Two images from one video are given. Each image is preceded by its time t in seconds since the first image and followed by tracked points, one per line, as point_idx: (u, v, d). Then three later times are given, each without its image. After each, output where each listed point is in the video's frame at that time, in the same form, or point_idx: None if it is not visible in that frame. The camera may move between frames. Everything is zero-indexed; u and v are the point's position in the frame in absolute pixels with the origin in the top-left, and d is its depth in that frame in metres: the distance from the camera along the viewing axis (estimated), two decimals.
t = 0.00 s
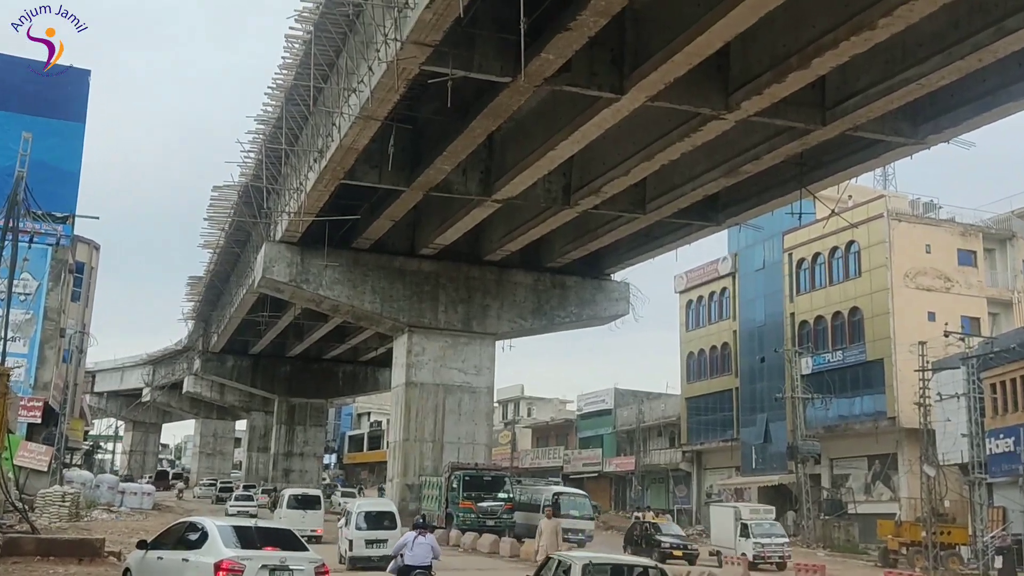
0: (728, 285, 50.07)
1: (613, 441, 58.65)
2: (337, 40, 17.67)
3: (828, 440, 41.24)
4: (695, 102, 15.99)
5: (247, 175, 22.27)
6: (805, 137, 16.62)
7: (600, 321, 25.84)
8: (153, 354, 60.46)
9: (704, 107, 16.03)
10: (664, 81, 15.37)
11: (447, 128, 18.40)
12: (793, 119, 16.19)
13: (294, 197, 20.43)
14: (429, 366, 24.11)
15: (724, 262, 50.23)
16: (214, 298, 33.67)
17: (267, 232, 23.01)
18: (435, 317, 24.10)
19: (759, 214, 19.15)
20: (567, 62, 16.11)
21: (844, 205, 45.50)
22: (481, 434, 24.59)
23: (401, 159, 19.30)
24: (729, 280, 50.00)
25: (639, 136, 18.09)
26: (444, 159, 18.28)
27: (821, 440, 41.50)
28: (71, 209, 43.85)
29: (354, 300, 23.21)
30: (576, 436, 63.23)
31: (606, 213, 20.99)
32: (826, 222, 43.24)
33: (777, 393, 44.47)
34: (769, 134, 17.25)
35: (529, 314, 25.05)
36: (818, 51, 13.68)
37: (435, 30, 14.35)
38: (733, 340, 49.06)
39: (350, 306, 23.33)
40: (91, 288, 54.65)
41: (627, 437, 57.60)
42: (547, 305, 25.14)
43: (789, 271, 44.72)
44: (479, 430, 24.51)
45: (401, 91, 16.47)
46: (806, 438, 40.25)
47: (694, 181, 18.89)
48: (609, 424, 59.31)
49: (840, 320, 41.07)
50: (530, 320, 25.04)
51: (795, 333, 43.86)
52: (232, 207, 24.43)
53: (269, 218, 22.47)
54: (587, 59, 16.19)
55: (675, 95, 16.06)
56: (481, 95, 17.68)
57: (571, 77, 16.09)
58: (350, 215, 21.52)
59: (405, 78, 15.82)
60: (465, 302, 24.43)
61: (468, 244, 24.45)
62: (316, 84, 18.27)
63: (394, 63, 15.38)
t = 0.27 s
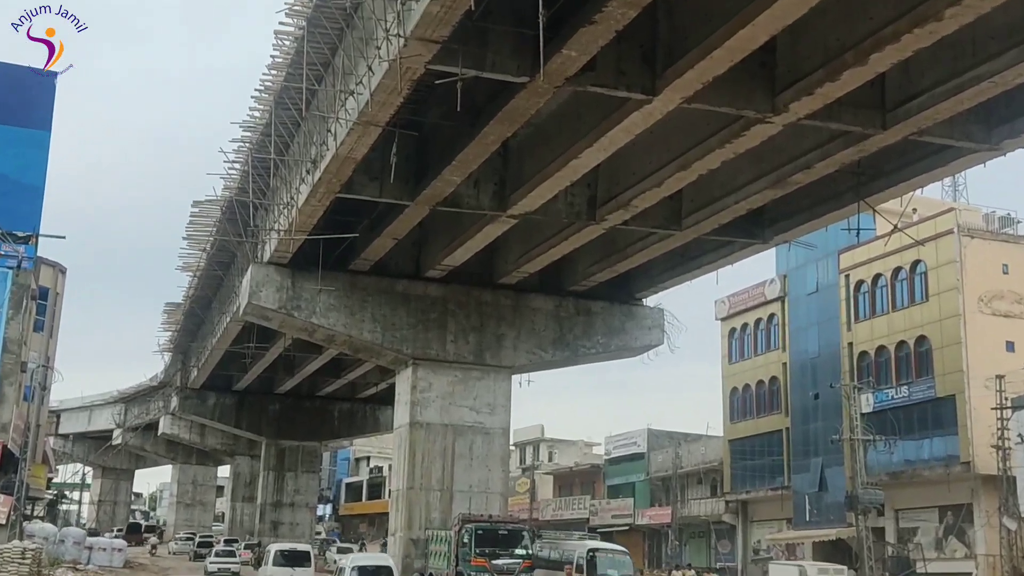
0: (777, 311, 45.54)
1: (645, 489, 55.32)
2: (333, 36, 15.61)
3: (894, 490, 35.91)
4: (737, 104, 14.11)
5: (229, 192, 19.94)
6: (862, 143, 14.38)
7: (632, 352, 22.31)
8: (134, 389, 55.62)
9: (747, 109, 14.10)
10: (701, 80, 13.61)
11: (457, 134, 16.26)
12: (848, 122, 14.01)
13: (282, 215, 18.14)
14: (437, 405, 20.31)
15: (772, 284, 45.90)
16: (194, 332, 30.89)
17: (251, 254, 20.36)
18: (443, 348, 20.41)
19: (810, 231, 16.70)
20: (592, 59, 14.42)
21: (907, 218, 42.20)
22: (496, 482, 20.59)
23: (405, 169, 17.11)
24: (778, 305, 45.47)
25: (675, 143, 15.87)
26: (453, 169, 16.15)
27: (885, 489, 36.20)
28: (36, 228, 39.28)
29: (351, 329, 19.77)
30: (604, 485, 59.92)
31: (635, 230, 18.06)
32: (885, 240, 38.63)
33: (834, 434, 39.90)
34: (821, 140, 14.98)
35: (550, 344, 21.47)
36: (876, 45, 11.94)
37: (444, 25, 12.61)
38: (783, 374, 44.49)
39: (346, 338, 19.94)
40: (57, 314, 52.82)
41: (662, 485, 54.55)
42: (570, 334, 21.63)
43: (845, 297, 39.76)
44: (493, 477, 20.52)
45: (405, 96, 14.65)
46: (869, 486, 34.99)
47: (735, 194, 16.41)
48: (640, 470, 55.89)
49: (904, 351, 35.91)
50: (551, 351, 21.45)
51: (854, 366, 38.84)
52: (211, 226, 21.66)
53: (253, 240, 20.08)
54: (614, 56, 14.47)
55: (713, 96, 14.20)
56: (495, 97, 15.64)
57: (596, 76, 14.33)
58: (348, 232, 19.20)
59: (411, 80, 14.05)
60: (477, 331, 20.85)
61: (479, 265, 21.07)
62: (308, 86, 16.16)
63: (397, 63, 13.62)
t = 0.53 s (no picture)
0: (852, 343, 45.31)
1: (702, 547, 53.48)
2: (345, 35, 13.82)
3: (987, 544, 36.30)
4: (804, 108, 12.32)
5: (230, 212, 18.05)
6: (946, 151, 12.35)
7: (689, 390, 18.68)
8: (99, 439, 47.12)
9: (815, 113, 12.33)
10: (762, 83, 11.96)
11: (485, 144, 14.39)
12: (930, 126, 12.05)
13: (289, 237, 16.24)
14: (464, 451, 16.79)
15: (846, 311, 45.67)
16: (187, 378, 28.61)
17: (252, 280, 18.35)
18: (471, 386, 17.14)
19: (889, 250, 14.62)
20: (637, 59, 12.64)
21: (1000, 236, 40.76)
22: (533, 541, 16.78)
23: (428, 184, 15.20)
24: (853, 335, 45.32)
25: (733, 152, 13.95)
26: (482, 183, 14.26)
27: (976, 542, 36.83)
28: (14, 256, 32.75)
29: (367, 364, 16.92)
30: (655, 541, 57.77)
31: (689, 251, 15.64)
32: (977, 264, 37.07)
33: (921, 483, 40.30)
34: (900, 146, 12.91)
35: (592, 381, 17.99)
36: (962, 39, 10.37)
37: (469, 22, 10.99)
38: (861, 413, 44.30)
39: (361, 376, 17.04)
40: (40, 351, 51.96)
41: (721, 542, 52.83)
42: (617, 369, 18.12)
43: (931, 327, 40.32)
44: (529, 534, 16.74)
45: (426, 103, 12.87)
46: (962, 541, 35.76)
47: (800, 209, 14.26)
48: (696, 526, 54.23)
49: (997, 390, 36.43)
50: (594, 389, 17.92)
51: (943, 406, 39.49)
52: (209, 249, 19.68)
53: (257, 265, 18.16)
54: (663, 55, 12.74)
55: (773, 100, 12.46)
56: (528, 102, 13.76)
57: (642, 78, 12.59)
58: (362, 257, 17.19)
59: (434, 84, 12.26)
60: (509, 366, 17.52)
61: (510, 291, 18.07)
62: (318, 92, 14.37)
63: (418, 66, 11.89)
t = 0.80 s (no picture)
0: (944, 368, 43.91)
1: None
2: (359, 22, 12.05)
3: None
4: (886, 100, 10.53)
5: (228, 224, 16.30)
6: None
7: (752, 426, 16.69)
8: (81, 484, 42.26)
9: (899, 106, 10.50)
10: (838, 71, 10.11)
11: (519, 147, 12.60)
12: None
13: (295, 253, 14.49)
14: (496, 497, 14.93)
15: (935, 334, 44.20)
16: (178, 415, 26.72)
17: (253, 302, 16.53)
18: (503, 423, 15.32)
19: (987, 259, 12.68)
20: (691, 45, 10.79)
21: None
22: None
23: (453, 191, 13.41)
24: (945, 359, 43.89)
25: (803, 151, 12.08)
26: (514, 190, 12.44)
27: None
28: None
29: (385, 399, 15.09)
30: None
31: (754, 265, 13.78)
32: None
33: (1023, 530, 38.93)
34: (999, 141, 10.99)
35: (642, 416, 16.03)
36: None
37: (502, 5, 9.30)
38: (955, 450, 43.02)
39: (378, 410, 15.20)
40: (12, 374, 54.67)
41: None
42: (670, 402, 16.18)
43: None
44: None
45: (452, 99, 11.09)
46: None
47: (883, 216, 12.32)
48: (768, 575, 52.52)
49: None
50: (644, 425, 15.96)
51: None
52: (205, 267, 17.89)
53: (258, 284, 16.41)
54: (720, 41, 10.90)
55: (849, 91, 10.65)
56: (566, 97, 11.95)
57: (697, 69, 10.75)
58: (380, 274, 15.48)
59: (459, 78, 10.48)
60: (547, 400, 15.70)
61: (548, 312, 16.23)
62: (327, 88, 12.60)
63: (441, 57, 10.12)
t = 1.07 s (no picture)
0: None
1: None
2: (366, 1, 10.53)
3: None
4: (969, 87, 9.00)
5: (218, 233, 14.76)
6: None
7: (816, 461, 15.00)
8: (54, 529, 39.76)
9: (985, 91, 8.98)
10: (916, 52, 8.50)
11: (549, 142, 11.04)
12: None
13: (294, 265, 12.96)
14: (526, 541, 13.36)
15: None
16: (162, 449, 25.09)
17: (246, 320, 14.98)
18: (534, 457, 13.81)
19: None
20: (748, 23, 9.07)
21: None
22: None
23: (474, 192, 11.86)
24: None
25: (874, 144, 10.48)
26: (543, 191, 10.87)
27: None
28: None
29: (399, 430, 13.55)
30: None
31: (819, 276, 12.22)
32: None
33: None
34: None
35: (692, 449, 14.40)
36: None
37: None
38: None
39: (391, 443, 13.65)
40: None
41: None
42: (722, 432, 14.56)
43: None
44: None
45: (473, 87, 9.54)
46: None
47: (968, 217, 10.67)
48: None
49: None
50: (695, 460, 14.33)
51: None
52: (193, 282, 16.37)
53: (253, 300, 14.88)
54: (781, 18, 9.21)
55: (928, 75, 9.09)
56: (603, 85, 10.39)
57: (755, 51, 9.09)
58: (390, 287, 13.95)
59: (481, 64, 8.93)
60: (583, 431, 14.14)
61: (583, 329, 14.74)
62: (330, 77, 11.07)
63: (458, 41, 8.61)
